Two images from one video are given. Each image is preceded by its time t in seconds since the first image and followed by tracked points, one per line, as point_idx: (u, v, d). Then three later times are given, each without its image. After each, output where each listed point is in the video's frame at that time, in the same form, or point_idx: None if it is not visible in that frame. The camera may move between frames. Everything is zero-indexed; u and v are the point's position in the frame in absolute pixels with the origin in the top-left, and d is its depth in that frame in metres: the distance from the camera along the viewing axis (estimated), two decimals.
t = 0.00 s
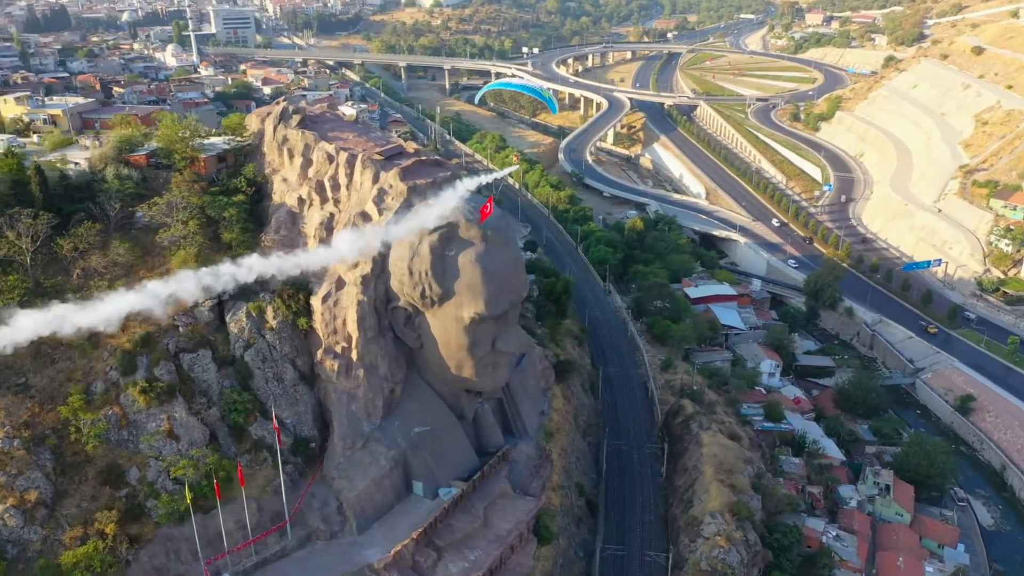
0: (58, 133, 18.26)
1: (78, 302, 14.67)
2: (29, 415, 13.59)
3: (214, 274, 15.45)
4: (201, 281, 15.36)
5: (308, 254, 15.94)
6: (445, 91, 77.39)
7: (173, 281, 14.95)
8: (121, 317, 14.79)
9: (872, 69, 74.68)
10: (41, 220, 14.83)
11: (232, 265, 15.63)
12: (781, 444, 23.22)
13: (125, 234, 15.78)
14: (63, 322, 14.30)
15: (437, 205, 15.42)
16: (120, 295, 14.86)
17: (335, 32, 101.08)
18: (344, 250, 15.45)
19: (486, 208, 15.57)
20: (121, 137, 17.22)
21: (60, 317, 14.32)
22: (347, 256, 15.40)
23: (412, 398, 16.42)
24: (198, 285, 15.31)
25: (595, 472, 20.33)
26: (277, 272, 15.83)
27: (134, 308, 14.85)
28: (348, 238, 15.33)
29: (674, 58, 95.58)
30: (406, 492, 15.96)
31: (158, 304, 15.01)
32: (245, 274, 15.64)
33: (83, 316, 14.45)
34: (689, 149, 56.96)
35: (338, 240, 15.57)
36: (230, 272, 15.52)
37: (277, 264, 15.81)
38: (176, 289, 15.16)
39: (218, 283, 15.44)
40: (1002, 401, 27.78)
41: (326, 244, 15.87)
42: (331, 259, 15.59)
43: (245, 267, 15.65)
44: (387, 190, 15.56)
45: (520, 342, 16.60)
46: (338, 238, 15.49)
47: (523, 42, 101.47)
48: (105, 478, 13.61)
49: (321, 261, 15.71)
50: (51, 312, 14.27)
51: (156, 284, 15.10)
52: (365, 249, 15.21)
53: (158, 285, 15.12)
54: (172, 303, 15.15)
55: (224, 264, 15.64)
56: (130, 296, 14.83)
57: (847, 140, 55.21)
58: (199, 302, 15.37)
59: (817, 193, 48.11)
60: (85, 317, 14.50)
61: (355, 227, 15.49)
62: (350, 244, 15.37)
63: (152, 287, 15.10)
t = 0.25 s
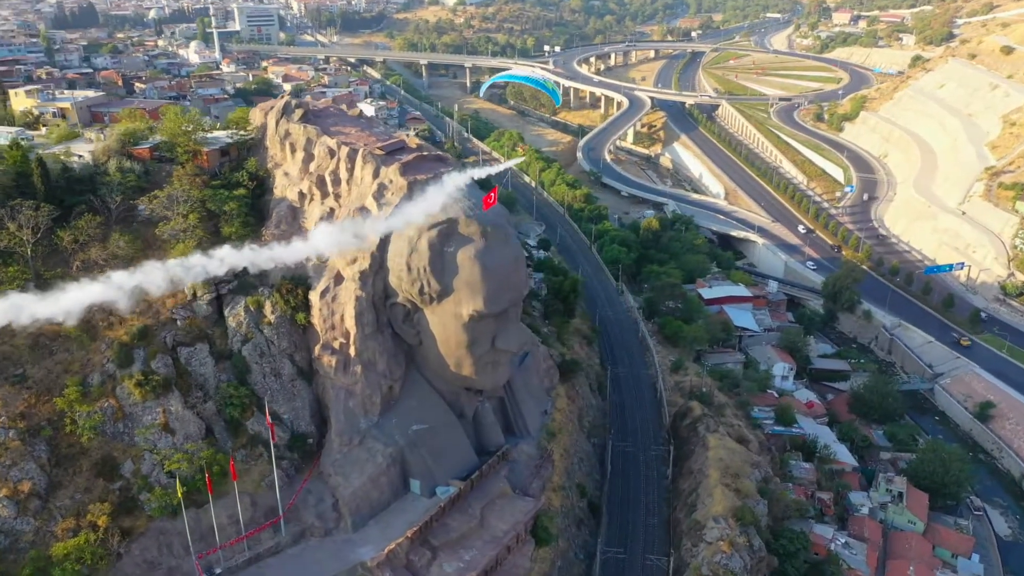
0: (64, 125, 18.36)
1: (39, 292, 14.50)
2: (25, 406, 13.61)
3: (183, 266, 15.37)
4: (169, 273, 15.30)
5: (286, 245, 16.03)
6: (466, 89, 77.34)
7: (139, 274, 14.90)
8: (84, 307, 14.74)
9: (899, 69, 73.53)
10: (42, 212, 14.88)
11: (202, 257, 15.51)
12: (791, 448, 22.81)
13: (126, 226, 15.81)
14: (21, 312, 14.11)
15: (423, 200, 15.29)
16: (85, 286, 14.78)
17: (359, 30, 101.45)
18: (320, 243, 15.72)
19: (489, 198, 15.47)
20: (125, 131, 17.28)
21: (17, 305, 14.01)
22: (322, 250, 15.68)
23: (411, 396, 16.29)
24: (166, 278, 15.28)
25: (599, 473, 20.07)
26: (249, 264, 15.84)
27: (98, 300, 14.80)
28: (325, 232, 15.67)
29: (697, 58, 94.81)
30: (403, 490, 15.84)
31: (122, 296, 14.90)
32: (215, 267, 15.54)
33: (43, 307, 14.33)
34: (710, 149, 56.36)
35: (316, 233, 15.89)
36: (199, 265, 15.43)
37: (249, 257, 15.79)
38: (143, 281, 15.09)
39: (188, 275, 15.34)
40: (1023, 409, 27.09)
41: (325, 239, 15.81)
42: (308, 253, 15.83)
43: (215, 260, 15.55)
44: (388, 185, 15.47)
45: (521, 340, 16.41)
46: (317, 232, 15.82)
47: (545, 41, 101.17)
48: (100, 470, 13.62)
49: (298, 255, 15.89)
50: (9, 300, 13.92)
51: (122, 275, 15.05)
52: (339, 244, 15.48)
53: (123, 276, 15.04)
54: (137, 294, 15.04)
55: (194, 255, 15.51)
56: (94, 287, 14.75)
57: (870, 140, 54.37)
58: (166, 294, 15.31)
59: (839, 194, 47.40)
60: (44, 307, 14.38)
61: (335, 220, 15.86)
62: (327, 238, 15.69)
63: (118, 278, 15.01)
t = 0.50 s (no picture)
0: (75, 118, 18.49)
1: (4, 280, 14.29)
2: (27, 395, 13.66)
3: (157, 258, 15.42)
4: (141, 264, 15.30)
5: (266, 238, 16.10)
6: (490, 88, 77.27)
7: (107, 262, 14.85)
8: (50, 296, 14.76)
9: (930, 70, 72.19)
10: (48, 203, 14.96)
11: (176, 247, 15.53)
12: (805, 454, 22.36)
13: (131, 219, 15.88)
14: None
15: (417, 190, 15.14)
16: (51, 274, 14.75)
17: (386, 29, 101.86)
18: (299, 238, 15.97)
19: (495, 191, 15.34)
20: (133, 124, 17.37)
21: None
22: (302, 245, 15.96)
23: (413, 393, 16.17)
24: (137, 267, 15.25)
25: (606, 476, 19.80)
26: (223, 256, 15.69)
27: (65, 288, 14.75)
28: (306, 226, 15.99)
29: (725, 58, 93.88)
30: (402, 488, 15.74)
31: (90, 285, 14.89)
32: (190, 257, 15.48)
33: (10, 294, 14.15)
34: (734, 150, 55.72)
35: (296, 227, 16.13)
36: (174, 255, 15.46)
37: (223, 249, 15.68)
38: (112, 270, 15.03)
39: (160, 265, 15.44)
40: None
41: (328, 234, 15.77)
42: (287, 246, 16.02)
43: (188, 250, 15.50)
44: (391, 180, 15.38)
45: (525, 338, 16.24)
46: (296, 225, 16.13)
47: (572, 40, 100.81)
48: (99, 461, 13.66)
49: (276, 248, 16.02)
50: None
51: (91, 264, 15.03)
52: (320, 241, 15.86)
53: (93, 266, 15.04)
54: (107, 283, 15.01)
55: (169, 246, 15.56)
56: (62, 276, 14.69)
57: (899, 142, 53.38)
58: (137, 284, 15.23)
59: (864, 197, 46.58)
60: (10, 294, 14.19)
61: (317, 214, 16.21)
62: (307, 233, 15.99)
63: (87, 267, 15.00)
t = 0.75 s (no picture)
0: (90, 111, 18.77)
1: None
2: (33, 382, 13.79)
3: (134, 246, 15.35)
4: (118, 251, 15.21)
5: (248, 229, 16.15)
6: (518, 86, 77.13)
7: (84, 250, 14.74)
8: (21, 282, 14.49)
9: (967, 71, 70.67)
10: (58, 193, 15.14)
11: (155, 235, 15.54)
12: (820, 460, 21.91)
13: (140, 210, 16.05)
14: None
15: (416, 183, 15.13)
16: (26, 259, 14.35)
17: (416, 28, 102.18)
18: (282, 230, 16.20)
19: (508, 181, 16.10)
20: (146, 117, 17.59)
21: None
22: (284, 237, 16.19)
23: (417, 388, 16.09)
24: (112, 255, 15.15)
25: (614, 478, 19.55)
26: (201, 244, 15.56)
27: (38, 274, 14.51)
28: (290, 218, 16.29)
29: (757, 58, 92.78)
30: (404, 484, 15.67)
31: (62, 271, 14.77)
32: (168, 246, 15.55)
33: None
34: (762, 151, 54.98)
35: (279, 219, 16.37)
36: (151, 244, 15.45)
37: (200, 237, 15.57)
38: (88, 258, 14.97)
39: (136, 253, 15.37)
40: None
41: (334, 228, 15.76)
42: (269, 238, 16.24)
43: (166, 239, 15.54)
44: (397, 174, 15.33)
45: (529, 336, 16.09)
46: (279, 217, 16.37)
47: (601, 39, 100.33)
48: (101, 449, 13.75)
49: (256, 238, 16.16)
50: None
51: (65, 251, 14.89)
52: (303, 235, 16.13)
53: (67, 252, 14.90)
54: (80, 270, 14.93)
55: (147, 234, 15.53)
56: (37, 262, 14.41)
57: (931, 145, 52.30)
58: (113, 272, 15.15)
59: (894, 200, 45.68)
60: None
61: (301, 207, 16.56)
62: (291, 225, 16.25)
63: (61, 253, 14.83)
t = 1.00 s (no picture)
0: (106, 103, 19.09)
1: None
2: (42, 369, 13.99)
3: (114, 232, 15.28)
4: (96, 237, 15.11)
5: (231, 218, 15.85)
6: (547, 86, 76.98)
7: (63, 237, 14.55)
8: None
9: (1006, 73, 68.99)
10: (70, 183, 15.37)
11: (135, 221, 15.41)
12: (836, 465, 21.48)
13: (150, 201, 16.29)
14: None
15: (415, 175, 15.10)
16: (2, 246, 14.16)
17: (447, 26, 102.45)
18: (267, 221, 16.17)
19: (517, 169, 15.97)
20: (160, 109, 17.86)
21: None
22: (268, 227, 16.21)
23: (422, 383, 16.04)
24: (91, 240, 15.05)
25: (623, 479, 19.34)
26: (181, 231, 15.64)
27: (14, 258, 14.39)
28: (275, 209, 16.28)
29: (790, 58, 91.54)
30: (408, 479, 15.64)
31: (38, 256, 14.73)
32: (148, 232, 15.52)
33: None
34: (791, 152, 54.19)
35: (263, 208, 16.26)
36: (132, 230, 15.33)
37: (181, 225, 15.57)
38: (67, 244, 14.84)
39: (116, 240, 15.30)
40: None
41: (340, 221, 15.82)
42: (251, 227, 16.17)
43: (147, 226, 15.46)
44: (403, 168, 15.30)
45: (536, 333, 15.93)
46: (263, 206, 16.26)
47: (632, 39, 99.73)
48: (105, 437, 13.88)
49: (240, 228, 15.96)
50: None
51: (42, 235, 14.64)
52: (286, 227, 16.35)
53: (45, 236, 14.69)
54: (57, 255, 14.91)
55: (126, 220, 15.40)
56: (14, 248, 14.23)
57: (966, 147, 51.13)
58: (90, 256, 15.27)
59: (925, 203, 44.72)
60: None
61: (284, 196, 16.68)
62: (275, 216, 16.28)
63: (38, 238, 14.62)
